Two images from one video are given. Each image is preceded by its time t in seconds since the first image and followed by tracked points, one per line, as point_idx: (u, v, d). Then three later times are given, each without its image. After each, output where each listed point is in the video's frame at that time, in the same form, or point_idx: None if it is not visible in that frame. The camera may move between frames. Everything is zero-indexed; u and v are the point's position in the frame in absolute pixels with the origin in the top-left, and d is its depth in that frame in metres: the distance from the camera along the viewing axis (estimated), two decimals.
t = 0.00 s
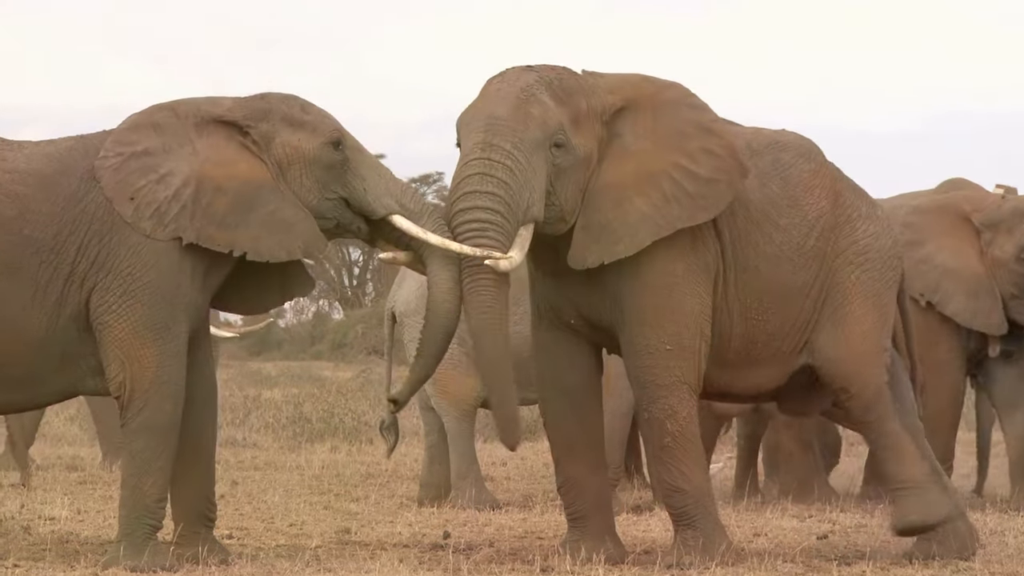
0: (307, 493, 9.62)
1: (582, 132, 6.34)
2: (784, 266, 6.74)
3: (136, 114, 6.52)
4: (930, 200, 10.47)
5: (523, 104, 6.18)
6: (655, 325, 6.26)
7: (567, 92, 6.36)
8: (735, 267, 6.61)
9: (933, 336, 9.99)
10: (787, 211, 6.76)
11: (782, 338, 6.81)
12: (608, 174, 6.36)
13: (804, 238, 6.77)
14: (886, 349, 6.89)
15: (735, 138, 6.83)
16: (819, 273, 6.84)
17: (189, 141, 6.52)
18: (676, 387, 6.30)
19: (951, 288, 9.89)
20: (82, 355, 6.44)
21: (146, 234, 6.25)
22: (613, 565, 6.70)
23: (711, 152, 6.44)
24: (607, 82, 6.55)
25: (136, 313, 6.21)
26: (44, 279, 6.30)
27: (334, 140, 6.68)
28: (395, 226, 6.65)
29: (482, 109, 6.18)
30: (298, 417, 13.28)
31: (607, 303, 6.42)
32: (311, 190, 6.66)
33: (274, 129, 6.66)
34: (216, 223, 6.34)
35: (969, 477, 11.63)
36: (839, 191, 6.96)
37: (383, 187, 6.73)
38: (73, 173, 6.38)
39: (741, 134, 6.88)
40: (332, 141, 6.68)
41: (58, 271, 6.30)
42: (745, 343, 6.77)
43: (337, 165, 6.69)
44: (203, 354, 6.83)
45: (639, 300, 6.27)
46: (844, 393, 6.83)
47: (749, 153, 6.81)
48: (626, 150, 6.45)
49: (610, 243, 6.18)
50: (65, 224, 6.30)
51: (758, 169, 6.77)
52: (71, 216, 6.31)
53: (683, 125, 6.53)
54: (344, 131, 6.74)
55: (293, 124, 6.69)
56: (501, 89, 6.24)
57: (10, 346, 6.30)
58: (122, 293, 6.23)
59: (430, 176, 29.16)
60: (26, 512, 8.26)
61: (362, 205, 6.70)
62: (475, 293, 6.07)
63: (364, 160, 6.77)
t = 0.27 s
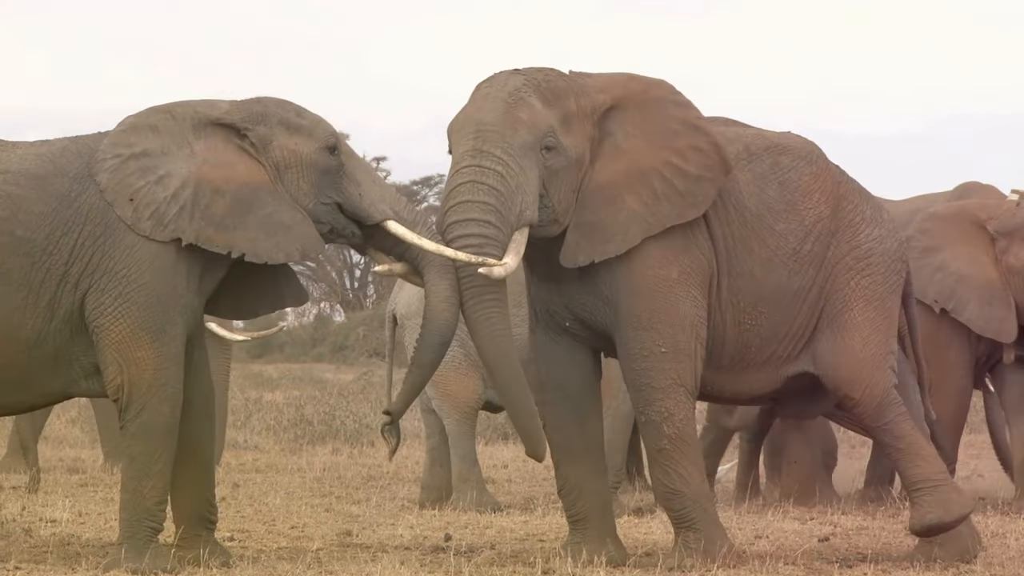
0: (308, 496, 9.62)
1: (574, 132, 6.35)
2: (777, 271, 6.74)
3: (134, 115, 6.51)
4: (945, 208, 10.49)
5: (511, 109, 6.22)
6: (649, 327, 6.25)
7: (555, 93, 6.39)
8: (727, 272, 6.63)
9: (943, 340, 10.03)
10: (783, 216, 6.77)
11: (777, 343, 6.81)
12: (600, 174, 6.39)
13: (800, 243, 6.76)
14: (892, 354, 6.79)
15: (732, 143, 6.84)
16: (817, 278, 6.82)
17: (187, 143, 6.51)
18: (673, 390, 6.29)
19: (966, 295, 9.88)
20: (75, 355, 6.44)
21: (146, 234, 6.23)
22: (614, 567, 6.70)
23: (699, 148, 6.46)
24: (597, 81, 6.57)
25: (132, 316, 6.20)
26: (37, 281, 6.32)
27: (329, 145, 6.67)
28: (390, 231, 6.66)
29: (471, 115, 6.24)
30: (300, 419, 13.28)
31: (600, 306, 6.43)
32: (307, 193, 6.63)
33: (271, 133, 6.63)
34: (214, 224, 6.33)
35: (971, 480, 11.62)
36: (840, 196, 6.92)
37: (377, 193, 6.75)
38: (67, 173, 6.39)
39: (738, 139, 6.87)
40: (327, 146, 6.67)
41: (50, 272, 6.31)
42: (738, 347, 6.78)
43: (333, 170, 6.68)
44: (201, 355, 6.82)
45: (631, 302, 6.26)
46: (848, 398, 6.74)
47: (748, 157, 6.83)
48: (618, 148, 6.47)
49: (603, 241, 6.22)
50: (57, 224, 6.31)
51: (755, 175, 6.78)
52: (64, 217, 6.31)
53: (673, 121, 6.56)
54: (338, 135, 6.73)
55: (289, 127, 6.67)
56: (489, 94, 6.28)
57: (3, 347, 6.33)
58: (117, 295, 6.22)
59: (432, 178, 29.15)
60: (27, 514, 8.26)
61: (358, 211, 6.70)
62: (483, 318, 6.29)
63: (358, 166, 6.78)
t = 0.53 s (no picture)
0: (311, 497, 9.62)
1: (565, 132, 6.35)
2: (774, 276, 6.73)
3: (128, 114, 6.55)
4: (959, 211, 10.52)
5: (500, 112, 6.19)
6: (647, 329, 6.25)
7: (546, 94, 6.35)
8: (722, 276, 6.63)
9: (954, 342, 10.07)
10: (782, 221, 6.75)
11: (775, 348, 6.80)
12: (594, 172, 6.41)
13: (799, 249, 6.74)
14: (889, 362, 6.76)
15: (733, 147, 6.84)
16: (817, 285, 6.78)
17: (181, 141, 6.54)
18: (671, 391, 6.30)
19: (983, 299, 9.98)
20: (72, 354, 6.40)
21: (141, 229, 6.23)
22: (616, 569, 6.69)
23: (697, 141, 6.48)
24: (589, 78, 6.60)
25: (131, 315, 6.20)
26: (33, 278, 6.30)
27: (321, 146, 6.69)
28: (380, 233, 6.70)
29: (460, 119, 6.22)
30: (302, 421, 13.28)
31: (598, 308, 6.42)
32: (299, 194, 6.65)
33: (263, 133, 6.67)
34: (208, 221, 6.34)
35: (973, 482, 11.62)
36: (844, 201, 6.87)
37: (368, 195, 6.78)
38: (62, 171, 6.39)
39: (740, 144, 6.88)
40: (319, 148, 6.69)
41: (47, 269, 6.29)
42: (735, 352, 6.78)
43: (324, 171, 6.70)
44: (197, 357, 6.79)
45: (629, 304, 6.26)
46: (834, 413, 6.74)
47: (749, 163, 6.82)
48: (612, 145, 6.48)
49: (600, 239, 6.24)
50: (53, 221, 6.29)
51: (754, 180, 6.78)
52: (60, 213, 6.30)
53: (667, 115, 6.57)
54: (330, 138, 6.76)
55: (282, 128, 6.69)
56: (477, 99, 6.26)
57: None
58: (115, 294, 6.22)
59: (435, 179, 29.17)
60: (29, 516, 8.26)
61: (348, 213, 6.73)
62: (482, 326, 6.23)
63: (348, 167, 6.80)
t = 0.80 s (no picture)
0: (315, 498, 9.63)
1: (561, 136, 6.31)
2: (777, 282, 6.67)
3: (117, 112, 6.56)
4: (972, 212, 10.47)
5: (498, 112, 6.18)
6: (649, 332, 6.24)
7: (544, 97, 6.33)
8: (723, 281, 6.58)
9: (963, 344, 9.98)
10: (787, 227, 6.68)
11: (775, 354, 6.76)
12: (591, 177, 6.36)
13: (803, 256, 6.68)
14: (889, 374, 6.75)
15: (737, 151, 6.76)
16: (821, 292, 6.72)
17: (168, 138, 6.55)
18: (672, 392, 6.29)
19: (994, 298, 9.84)
20: (67, 355, 6.41)
21: (129, 226, 6.26)
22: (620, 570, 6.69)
23: (698, 147, 6.43)
24: (591, 82, 6.55)
25: (131, 317, 6.21)
26: (28, 278, 6.30)
27: (308, 144, 6.69)
28: (368, 231, 6.70)
29: (457, 119, 6.21)
30: (308, 422, 13.30)
31: (599, 309, 6.41)
32: (285, 191, 6.63)
33: (251, 131, 6.65)
34: (196, 219, 6.36)
35: (979, 483, 11.60)
36: (852, 207, 6.79)
37: (354, 194, 6.78)
38: (54, 170, 6.39)
39: (744, 147, 6.78)
40: (305, 146, 6.69)
41: (43, 270, 6.30)
42: (735, 357, 6.74)
43: (310, 169, 6.69)
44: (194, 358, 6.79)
45: (631, 307, 6.26)
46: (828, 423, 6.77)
47: (753, 167, 6.73)
48: (612, 150, 6.43)
49: (599, 241, 6.23)
50: (48, 221, 6.30)
51: (759, 185, 6.70)
52: (54, 214, 6.31)
53: (669, 120, 6.49)
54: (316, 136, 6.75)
55: (270, 127, 6.67)
56: (476, 99, 6.24)
57: None
58: (114, 296, 6.22)
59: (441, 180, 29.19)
60: (35, 517, 8.29)
61: (336, 210, 6.72)
62: (467, 330, 6.10)
63: (334, 165, 6.80)
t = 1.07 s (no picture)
0: (323, 500, 9.63)
1: (562, 139, 6.27)
2: (790, 282, 6.64)
3: (108, 117, 6.57)
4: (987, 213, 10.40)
5: (495, 115, 6.16)
6: (659, 333, 6.22)
7: (545, 100, 6.30)
8: (735, 281, 6.54)
9: (975, 345, 9.89)
10: (800, 227, 6.64)
11: (788, 352, 6.75)
12: (593, 181, 6.32)
13: (816, 256, 6.65)
14: (903, 372, 6.75)
15: (749, 151, 6.70)
16: (834, 291, 6.69)
17: (159, 142, 6.55)
18: (679, 395, 6.26)
19: (1007, 298, 9.76)
20: (61, 358, 6.42)
21: (122, 229, 6.26)
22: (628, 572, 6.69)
23: (703, 148, 6.36)
24: (594, 85, 6.51)
25: (128, 320, 6.21)
26: (23, 282, 6.31)
27: (297, 146, 6.66)
28: (358, 232, 6.71)
29: (455, 120, 6.19)
30: (316, 424, 13.32)
31: (606, 310, 6.38)
32: (274, 193, 6.61)
33: (240, 133, 6.63)
34: (188, 221, 6.34)
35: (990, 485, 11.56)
36: (865, 206, 6.75)
37: (343, 194, 6.78)
38: (49, 173, 6.42)
39: (757, 146, 6.73)
40: (295, 148, 6.66)
41: (38, 274, 6.30)
42: (747, 357, 6.71)
43: (300, 171, 6.66)
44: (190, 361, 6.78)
45: (640, 308, 6.23)
46: (841, 420, 6.77)
47: (765, 166, 6.68)
48: (615, 153, 6.38)
49: (604, 244, 6.20)
50: (42, 225, 6.31)
51: (771, 185, 6.65)
52: (48, 218, 6.32)
53: (674, 122, 6.43)
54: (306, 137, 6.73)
55: (258, 128, 6.64)
56: (476, 102, 6.23)
57: None
58: (111, 299, 6.22)
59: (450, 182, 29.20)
60: (42, 517, 8.30)
61: (326, 212, 6.71)
62: (451, 339, 6.10)
63: (323, 166, 6.79)
